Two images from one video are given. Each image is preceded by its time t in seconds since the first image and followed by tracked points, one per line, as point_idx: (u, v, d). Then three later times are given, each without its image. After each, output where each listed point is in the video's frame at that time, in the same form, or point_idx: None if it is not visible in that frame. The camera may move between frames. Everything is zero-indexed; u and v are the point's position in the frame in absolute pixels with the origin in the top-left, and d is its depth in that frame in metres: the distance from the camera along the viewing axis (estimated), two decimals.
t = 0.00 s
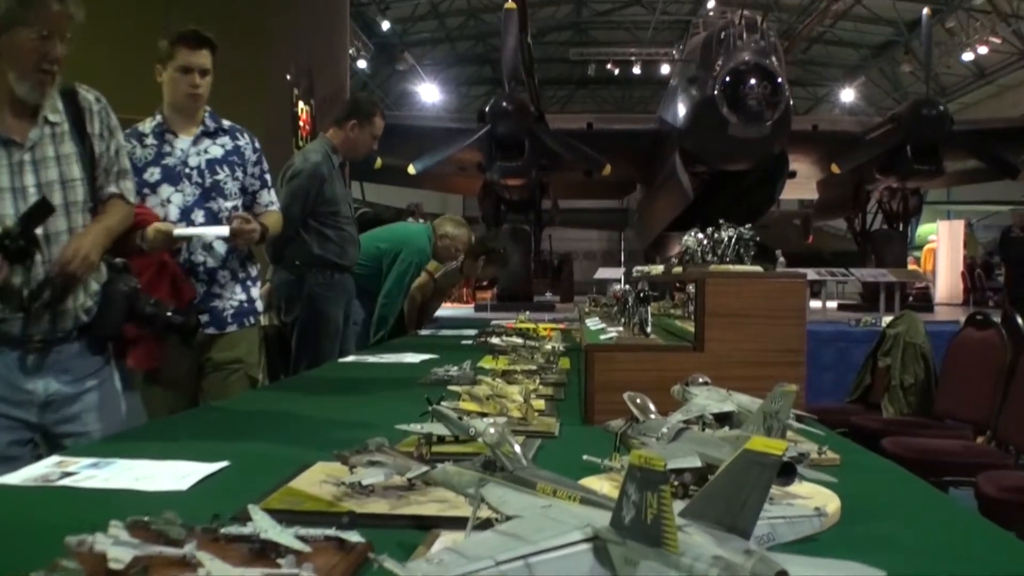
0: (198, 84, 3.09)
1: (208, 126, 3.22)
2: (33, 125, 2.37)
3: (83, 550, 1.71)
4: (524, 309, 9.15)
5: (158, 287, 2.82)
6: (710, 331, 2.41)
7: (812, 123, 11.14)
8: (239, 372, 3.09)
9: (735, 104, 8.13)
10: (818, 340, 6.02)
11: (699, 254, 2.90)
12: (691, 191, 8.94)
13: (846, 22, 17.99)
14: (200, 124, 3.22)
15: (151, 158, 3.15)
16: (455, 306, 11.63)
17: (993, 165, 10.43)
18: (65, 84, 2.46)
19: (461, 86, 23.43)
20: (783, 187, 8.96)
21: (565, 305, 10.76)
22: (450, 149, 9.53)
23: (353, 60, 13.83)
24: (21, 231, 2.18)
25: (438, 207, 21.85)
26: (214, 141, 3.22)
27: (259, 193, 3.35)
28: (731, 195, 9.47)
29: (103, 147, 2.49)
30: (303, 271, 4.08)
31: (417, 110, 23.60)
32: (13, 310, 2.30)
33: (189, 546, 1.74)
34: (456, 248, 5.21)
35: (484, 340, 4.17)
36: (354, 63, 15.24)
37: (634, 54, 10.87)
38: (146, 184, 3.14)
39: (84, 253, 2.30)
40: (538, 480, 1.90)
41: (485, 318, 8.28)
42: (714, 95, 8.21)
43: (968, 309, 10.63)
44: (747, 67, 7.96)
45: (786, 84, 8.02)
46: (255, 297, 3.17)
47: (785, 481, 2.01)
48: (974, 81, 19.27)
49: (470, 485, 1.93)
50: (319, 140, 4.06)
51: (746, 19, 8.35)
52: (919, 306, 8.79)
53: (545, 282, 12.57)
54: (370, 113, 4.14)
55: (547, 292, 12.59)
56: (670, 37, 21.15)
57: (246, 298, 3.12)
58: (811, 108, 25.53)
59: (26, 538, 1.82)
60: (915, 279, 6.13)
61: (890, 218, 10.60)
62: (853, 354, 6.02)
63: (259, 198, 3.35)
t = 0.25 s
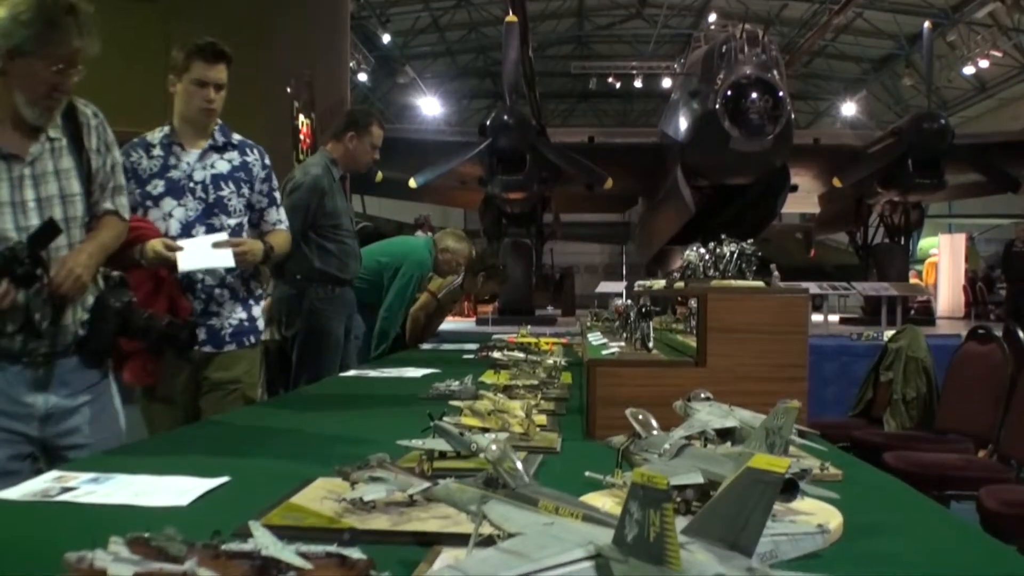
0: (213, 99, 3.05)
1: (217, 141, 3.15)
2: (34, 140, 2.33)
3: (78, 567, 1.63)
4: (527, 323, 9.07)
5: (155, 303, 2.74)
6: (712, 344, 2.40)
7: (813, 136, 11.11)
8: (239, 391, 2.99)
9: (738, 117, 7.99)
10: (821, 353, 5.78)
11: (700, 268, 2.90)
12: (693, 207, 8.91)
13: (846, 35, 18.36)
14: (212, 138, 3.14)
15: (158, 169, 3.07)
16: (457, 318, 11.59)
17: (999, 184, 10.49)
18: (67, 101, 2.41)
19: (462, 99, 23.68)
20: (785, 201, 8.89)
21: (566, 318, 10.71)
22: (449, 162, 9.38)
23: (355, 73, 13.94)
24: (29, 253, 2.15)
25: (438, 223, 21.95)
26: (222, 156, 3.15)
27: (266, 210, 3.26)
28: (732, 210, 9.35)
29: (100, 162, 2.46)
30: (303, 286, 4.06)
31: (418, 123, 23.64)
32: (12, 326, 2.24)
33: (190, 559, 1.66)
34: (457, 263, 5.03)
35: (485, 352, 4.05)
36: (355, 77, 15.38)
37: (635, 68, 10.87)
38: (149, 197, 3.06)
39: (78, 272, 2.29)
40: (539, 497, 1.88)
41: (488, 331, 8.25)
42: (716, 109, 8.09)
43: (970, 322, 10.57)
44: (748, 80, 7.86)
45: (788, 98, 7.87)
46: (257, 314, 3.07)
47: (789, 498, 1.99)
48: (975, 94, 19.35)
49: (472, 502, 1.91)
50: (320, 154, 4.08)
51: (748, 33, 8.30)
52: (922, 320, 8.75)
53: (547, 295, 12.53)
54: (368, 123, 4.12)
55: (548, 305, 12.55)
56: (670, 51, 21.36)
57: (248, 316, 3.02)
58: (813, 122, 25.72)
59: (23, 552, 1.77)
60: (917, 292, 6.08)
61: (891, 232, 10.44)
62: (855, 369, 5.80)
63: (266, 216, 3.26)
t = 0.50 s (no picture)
0: (241, 112, 2.92)
1: (238, 152, 3.02)
2: (40, 157, 2.31)
3: None
4: (529, 338, 9.04)
5: (153, 316, 2.68)
6: (715, 359, 2.40)
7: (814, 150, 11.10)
8: (240, 409, 2.93)
9: (739, 132, 8.02)
10: (822, 368, 5.78)
11: (701, 283, 2.89)
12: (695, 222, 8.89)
13: (847, 50, 18.74)
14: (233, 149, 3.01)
15: (175, 176, 2.95)
16: (458, 333, 11.55)
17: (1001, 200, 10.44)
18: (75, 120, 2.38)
19: (462, 113, 23.90)
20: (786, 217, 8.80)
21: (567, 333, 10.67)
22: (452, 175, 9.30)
23: (357, 88, 14.10)
24: (31, 268, 2.13)
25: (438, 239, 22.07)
26: (241, 169, 3.01)
27: (282, 227, 3.11)
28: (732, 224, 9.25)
29: (103, 182, 2.44)
30: (305, 300, 3.98)
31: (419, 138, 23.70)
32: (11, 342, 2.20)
33: None
34: (458, 278, 4.73)
35: (486, 366, 3.91)
36: (357, 92, 15.56)
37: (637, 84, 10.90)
38: (162, 204, 2.95)
39: (75, 288, 2.24)
40: (542, 515, 1.85)
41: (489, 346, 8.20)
42: (717, 124, 8.12)
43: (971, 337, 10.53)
44: (749, 95, 7.87)
45: (789, 113, 7.88)
46: (261, 333, 2.95)
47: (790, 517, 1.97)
48: (976, 108, 19.44)
49: (474, 520, 1.89)
50: (320, 168, 4.03)
51: (750, 47, 8.28)
52: (923, 334, 8.73)
53: (548, 310, 12.49)
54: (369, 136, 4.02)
55: (549, 320, 12.51)
56: (671, 66, 21.52)
57: (250, 334, 2.92)
58: (814, 136, 25.91)
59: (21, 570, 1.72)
60: (917, 307, 6.07)
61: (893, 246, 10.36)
62: (856, 383, 5.79)
63: (281, 234, 3.11)
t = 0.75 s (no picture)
0: (268, 129, 2.83)
1: (261, 170, 2.90)
2: (41, 174, 2.29)
3: None
4: (530, 352, 8.99)
5: (156, 329, 2.71)
6: (717, 377, 2.40)
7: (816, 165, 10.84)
8: (243, 429, 2.81)
9: (739, 147, 8.01)
10: (823, 384, 5.77)
11: (702, 300, 2.90)
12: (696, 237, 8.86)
13: (846, 65, 18.93)
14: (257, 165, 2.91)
15: (194, 186, 2.85)
16: (459, 348, 11.49)
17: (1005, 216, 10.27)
18: (78, 136, 2.36)
19: (463, 128, 24.01)
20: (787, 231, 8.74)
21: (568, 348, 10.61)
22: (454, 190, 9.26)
23: (358, 103, 14.18)
24: (30, 281, 2.06)
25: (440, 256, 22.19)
26: (262, 187, 2.90)
27: (299, 247, 2.98)
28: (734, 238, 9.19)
29: (104, 198, 2.43)
30: (305, 316, 3.77)
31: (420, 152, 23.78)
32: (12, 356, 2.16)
33: None
34: (459, 292, 4.69)
35: (487, 382, 3.84)
36: (359, 109, 15.72)
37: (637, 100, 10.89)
38: (177, 214, 2.85)
39: (78, 303, 2.20)
40: (542, 534, 1.83)
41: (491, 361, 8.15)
42: (718, 138, 8.12)
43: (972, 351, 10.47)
44: (749, 110, 7.86)
45: (789, 128, 7.87)
46: (266, 354, 2.82)
47: (793, 533, 1.95)
48: (976, 122, 19.46)
49: (475, 539, 1.85)
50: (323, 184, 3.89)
51: (749, 62, 8.27)
52: (925, 348, 8.69)
53: (550, 324, 12.44)
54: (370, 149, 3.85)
55: (551, 335, 12.46)
56: (671, 81, 21.67)
57: (254, 354, 2.79)
58: (814, 151, 26.03)
59: None
60: (919, 322, 6.04)
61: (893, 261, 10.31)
62: (858, 399, 5.77)
63: (298, 255, 2.98)
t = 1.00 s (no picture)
0: (286, 146, 2.77)
1: (276, 188, 2.86)
2: (36, 190, 2.23)
3: None
4: (530, 369, 8.93)
5: (158, 342, 2.64)
6: (718, 394, 2.40)
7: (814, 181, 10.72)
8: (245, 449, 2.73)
9: (739, 164, 7.98)
10: (823, 399, 5.75)
11: (703, 316, 2.90)
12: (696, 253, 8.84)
13: (846, 80, 19.02)
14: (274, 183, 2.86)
15: (207, 201, 2.79)
16: (459, 365, 11.44)
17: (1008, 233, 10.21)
18: (74, 152, 2.30)
19: (463, 144, 24.07)
20: (787, 246, 8.64)
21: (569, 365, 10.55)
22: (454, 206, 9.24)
23: (358, 120, 14.22)
24: (30, 295, 1.94)
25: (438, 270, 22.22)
26: (276, 206, 2.85)
27: (308, 268, 2.93)
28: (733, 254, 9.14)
29: (101, 215, 2.34)
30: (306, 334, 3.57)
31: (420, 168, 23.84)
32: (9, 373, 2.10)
33: None
34: (458, 308, 4.53)
35: (488, 400, 3.79)
36: (358, 125, 15.79)
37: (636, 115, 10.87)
38: (188, 227, 2.79)
39: (75, 315, 2.11)
40: (543, 554, 1.80)
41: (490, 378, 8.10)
42: (718, 154, 8.08)
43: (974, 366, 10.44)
44: (750, 126, 7.85)
45: (789, 143, 7.86)
46: (268, 373, 2.76)
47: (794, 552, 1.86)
48: (976, 137, 19.51)
49: (475, 557, 1.81)
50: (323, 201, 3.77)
51: (749, 78, 8.27)
52: (926, 363, 8.65)
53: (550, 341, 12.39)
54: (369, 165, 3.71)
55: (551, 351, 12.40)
56: (671, 96, 21.74)
57: (256, 373, 2.73)
58: (813, 166, 26.09)
59: None
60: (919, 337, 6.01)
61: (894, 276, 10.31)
62: (859, 413, 5.76)
63: (306, 276, 2.93)
